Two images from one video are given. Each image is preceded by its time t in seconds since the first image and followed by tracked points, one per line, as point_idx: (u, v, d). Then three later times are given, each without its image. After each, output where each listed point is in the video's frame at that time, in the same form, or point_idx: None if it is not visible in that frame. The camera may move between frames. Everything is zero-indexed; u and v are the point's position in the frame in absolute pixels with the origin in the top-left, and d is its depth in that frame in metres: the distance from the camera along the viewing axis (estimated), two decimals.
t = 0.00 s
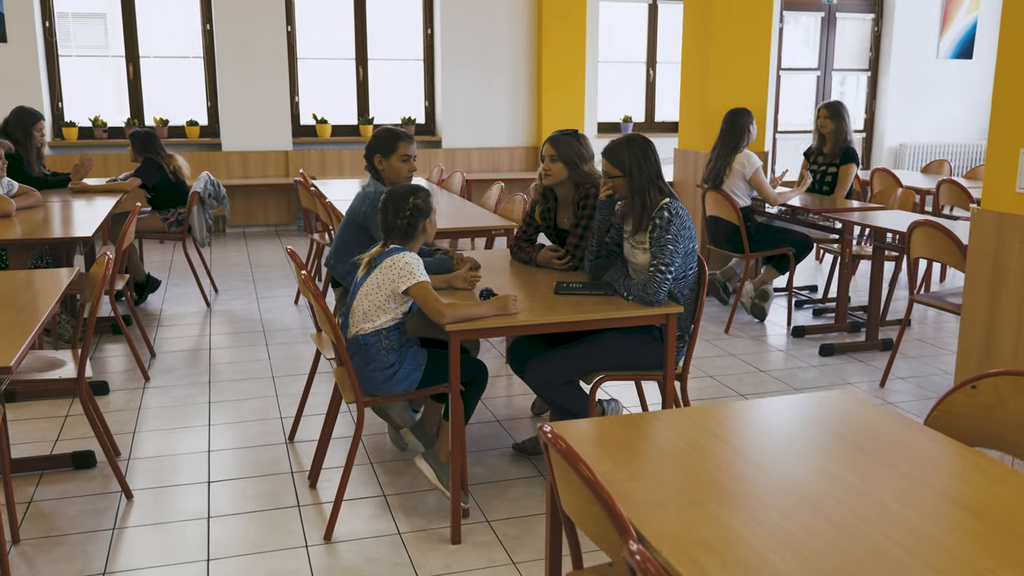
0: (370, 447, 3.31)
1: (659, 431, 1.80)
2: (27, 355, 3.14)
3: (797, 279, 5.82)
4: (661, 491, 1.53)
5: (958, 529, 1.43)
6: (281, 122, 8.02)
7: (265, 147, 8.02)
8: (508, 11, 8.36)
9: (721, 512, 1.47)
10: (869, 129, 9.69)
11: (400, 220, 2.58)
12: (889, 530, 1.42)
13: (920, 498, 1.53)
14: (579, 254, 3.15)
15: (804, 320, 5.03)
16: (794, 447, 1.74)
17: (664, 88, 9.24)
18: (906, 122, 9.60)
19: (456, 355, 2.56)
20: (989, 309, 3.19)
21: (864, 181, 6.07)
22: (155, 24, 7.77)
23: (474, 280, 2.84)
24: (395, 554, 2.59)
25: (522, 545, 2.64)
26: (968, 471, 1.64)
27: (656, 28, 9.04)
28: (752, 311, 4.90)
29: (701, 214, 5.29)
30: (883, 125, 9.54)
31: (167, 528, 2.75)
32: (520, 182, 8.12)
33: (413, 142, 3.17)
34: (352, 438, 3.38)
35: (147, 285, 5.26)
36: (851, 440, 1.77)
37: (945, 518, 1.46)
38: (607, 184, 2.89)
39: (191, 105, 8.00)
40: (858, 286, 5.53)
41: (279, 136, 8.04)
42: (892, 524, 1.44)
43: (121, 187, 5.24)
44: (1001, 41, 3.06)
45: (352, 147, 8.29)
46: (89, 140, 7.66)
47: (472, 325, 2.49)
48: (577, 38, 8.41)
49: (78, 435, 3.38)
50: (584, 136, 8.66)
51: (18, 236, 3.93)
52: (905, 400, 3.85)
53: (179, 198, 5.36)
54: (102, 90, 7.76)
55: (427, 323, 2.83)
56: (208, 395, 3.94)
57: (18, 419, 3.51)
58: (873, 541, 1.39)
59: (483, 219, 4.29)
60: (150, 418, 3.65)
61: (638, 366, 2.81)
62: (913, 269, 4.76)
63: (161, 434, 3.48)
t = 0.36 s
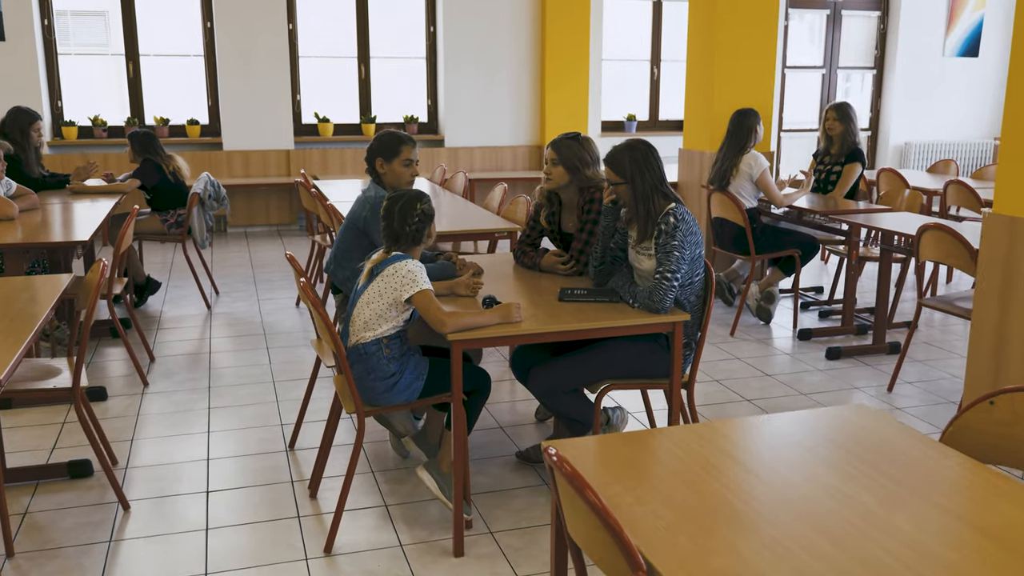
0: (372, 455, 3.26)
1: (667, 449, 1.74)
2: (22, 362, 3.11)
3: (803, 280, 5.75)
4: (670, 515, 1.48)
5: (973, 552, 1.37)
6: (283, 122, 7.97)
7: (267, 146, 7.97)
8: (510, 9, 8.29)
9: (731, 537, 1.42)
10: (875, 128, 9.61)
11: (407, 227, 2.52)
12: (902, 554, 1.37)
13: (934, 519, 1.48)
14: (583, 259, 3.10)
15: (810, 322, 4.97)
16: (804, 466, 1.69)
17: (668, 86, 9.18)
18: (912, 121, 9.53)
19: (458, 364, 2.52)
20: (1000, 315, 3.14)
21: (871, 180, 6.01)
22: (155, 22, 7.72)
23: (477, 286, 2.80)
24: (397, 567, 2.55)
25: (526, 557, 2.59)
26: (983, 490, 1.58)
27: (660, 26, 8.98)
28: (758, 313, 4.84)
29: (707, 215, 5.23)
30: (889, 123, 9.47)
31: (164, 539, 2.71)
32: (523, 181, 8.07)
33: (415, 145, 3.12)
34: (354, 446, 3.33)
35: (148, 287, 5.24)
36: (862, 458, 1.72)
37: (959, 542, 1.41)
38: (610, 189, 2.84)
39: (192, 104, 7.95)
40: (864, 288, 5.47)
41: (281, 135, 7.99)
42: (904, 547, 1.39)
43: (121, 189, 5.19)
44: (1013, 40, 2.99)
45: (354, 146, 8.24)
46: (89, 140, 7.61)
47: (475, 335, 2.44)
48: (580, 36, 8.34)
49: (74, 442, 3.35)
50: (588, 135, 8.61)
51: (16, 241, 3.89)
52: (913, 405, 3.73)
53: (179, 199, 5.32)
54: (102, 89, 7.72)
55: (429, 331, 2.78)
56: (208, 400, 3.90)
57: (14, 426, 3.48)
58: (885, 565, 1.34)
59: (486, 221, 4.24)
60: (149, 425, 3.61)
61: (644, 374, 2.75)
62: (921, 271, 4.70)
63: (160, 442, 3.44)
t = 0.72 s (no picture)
0: (370, 461, 3.22)
1: (674, 467, 1.70)
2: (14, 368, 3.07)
3: (804, 279, 5.70)
4: (678, 539, 1.43)
5: (986, 575, 1.33)
6: (280, 119, 7.91)
7: (263, 143, 7.91)
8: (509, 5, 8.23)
9: (741, 563, 1.37)
10: (875, 124, 9.56)
11: (405, 232, 2.48)
12: None
13: (947, 540, 1.43)
14: (584, 262, 3.05)
15: (811, 322, 4.92)
16: (813, 482, 1.64)
17: (667, 82, 9.13)
18: (912, 117, 9.49)
19: (458, 372, 2.47)
20: (1007, 319, 3.09)
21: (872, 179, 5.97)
22: (150, 19, 7.65)
23: (476, 292, 2.75)
24: None
25: (527, 567, 2.55)
26: (997, 508, 1.54)
27: (660, 22, 8.91)
28: (759, 313, 4.80)
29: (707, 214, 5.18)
30: (889, 120, 9.42)
31: (159, 550, 2.68)
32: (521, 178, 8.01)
33: (414, 148, 3.07)
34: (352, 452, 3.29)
35: (143, 288, 5.20)
36: (871, 473, 1.68)
37: (971, 563, 1.37)
38: (611, 191, 2.78)
39: (188, 101, 7.88)
40: (866, 287, 5.42)
41: (278, 133, 7.93)
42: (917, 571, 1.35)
43: (115, 188, 5.14)
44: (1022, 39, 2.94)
45: (351, 144, 8.19)
46: (83, 137, 7.54)
47: (475, 343, 2.40)
48: (579, 32, 8.27)
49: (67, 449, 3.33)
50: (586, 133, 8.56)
51: (8, 244, 3.84)
52: (916, 408, 3.66)
53: (175, 199, 5.26)
54: (97, 86, 7.65)
55: (428, 338, 2.74)
56: (204, 405, 3.85)
57: (7, 432, 3.46)
58: None
59: (484, 222, 4.19)
60: (143, 431, 3.57)
61: (647, 381, 2.71)
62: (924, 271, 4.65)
63: (155, 449, 3.41)
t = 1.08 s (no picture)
0: (366, 466, 3.17)
1: (681, 479, 1.65)
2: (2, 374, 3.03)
3: (802, 277, 5.65)
4: (686, 559, 1.38)
5: None
6: (273, 116, 7.84)
7: (256, 140, 7.84)
8: None
9: None
10: (872, 119, 9.53)
11: (401, 235, 2.42)
12: None
13: (958, 556, 1.39)
14: (582, 264, 3.00)
15: (810, 320, 4.88)
16: (819, 493, 1.60)
17: (663, 77, 9.08)
18: (909, 112, 9.45)
19: (455, 378, 2.42)
20: (1009, 321, 3.05)
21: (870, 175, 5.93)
22: (141, 15, 7.57)
23: (472, 296, 2.70)
24: None
25: None
26: (1010, 521, 1.49)
27: (655, 17, 8.86)
28: (757, 312, 4.76)
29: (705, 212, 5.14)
30: (886, 115, 9.39)
31: (150, 561, 2.64)
32: (517, 175, 7.96)
33: (411, 149, 3.02)
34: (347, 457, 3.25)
35: (134, 289, 5.15)
36: (880, 484, 1.63)
37: None
38: (610, 192, 2.73)
39: (180, 97, 7.81)
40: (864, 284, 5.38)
41: (271, 130, 7.86)
42: None
43: (105, 188, 5.06)
44: None
45: (345, 141, 8.12)
46: (74, 135, 7.46)
47: (473, 348, 2.35)
48: (574, 26, 8.21)
49: (57, 456, 3.31)
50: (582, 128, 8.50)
51: None
52: (917, 408, 3.63)
53: (166, 198, 5.19)
54: (87, 83, 7.57)
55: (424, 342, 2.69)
56: (196, 409, 3.81)
57: None
58: None
59: (480, 222, 4.14)
60: (135, 437, 3.53)
61: (646, 385, 2.66)
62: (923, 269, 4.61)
63: (147, 455, 3.37)
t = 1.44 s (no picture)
0: (361, 471, 3.13)
1: (687, 491, 1.61)
2: None
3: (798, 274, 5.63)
4: None
5: None
6: (264, 112, 7.76)
7: (247, 137, 7.77)
8: None
9: None
10: (865, 113, 9.51)
11: (397, 238, 2.37)
12: None
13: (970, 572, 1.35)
14: (580, 266, 2.96)
15: (806, 318, 4.85)
16: (828, 506, 1.56)
17: (657, 72, 9.04)
18: (903, 105, 9.44)
19: (452, 384, 2.38)
20: (1011, 321, 3.02)
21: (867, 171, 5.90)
22: (129, 10, 7.47)
23: (469, 299, 2.66)
24: None
25: None
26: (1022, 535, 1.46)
27: (649, 10, 8.80)
28: (754, 310, 4.72)
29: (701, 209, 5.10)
30: (880, 109, 9.37)
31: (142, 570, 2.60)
32: (510, 171, 7.92)
33: (407, 149, 2.97)
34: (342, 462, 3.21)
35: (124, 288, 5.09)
36: (890, 496, 1.59)
37: None
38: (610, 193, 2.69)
39: (169, 94, 7.73)
40: (860, 281, 5.36)
41: (262, 126, 7.78)
42: None
43: (95, 187, 4.99)
44: None
45: (337, 137, 8.05)
46: (62, 132, 7.37)
47: (471, 354, 2.31)
48: (567, 21, 8.15)
49: (47, 462, 3.26)
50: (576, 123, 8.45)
51: None
52: (915, 408, 3.60)
53: (156, 197, 5.12)
54: (76, 79, 7.48)
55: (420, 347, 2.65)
56: (189, 413, 3.76)
57: None
58: None
59: (475, 221, 4.09)
60: (127, 441, 3.48)
61: (645, 390, 2.62)
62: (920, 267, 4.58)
63: (139, 460, 3.32)
